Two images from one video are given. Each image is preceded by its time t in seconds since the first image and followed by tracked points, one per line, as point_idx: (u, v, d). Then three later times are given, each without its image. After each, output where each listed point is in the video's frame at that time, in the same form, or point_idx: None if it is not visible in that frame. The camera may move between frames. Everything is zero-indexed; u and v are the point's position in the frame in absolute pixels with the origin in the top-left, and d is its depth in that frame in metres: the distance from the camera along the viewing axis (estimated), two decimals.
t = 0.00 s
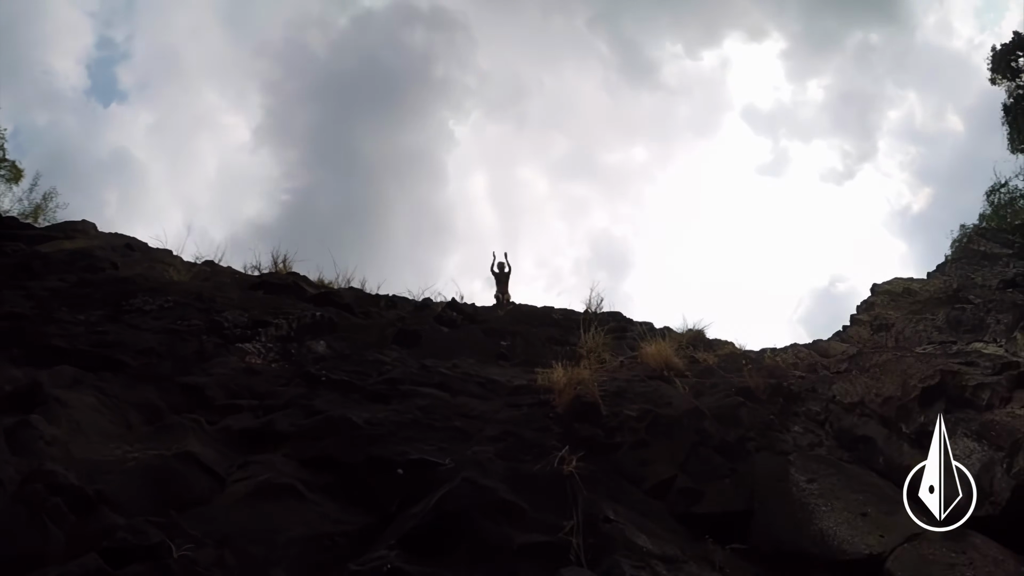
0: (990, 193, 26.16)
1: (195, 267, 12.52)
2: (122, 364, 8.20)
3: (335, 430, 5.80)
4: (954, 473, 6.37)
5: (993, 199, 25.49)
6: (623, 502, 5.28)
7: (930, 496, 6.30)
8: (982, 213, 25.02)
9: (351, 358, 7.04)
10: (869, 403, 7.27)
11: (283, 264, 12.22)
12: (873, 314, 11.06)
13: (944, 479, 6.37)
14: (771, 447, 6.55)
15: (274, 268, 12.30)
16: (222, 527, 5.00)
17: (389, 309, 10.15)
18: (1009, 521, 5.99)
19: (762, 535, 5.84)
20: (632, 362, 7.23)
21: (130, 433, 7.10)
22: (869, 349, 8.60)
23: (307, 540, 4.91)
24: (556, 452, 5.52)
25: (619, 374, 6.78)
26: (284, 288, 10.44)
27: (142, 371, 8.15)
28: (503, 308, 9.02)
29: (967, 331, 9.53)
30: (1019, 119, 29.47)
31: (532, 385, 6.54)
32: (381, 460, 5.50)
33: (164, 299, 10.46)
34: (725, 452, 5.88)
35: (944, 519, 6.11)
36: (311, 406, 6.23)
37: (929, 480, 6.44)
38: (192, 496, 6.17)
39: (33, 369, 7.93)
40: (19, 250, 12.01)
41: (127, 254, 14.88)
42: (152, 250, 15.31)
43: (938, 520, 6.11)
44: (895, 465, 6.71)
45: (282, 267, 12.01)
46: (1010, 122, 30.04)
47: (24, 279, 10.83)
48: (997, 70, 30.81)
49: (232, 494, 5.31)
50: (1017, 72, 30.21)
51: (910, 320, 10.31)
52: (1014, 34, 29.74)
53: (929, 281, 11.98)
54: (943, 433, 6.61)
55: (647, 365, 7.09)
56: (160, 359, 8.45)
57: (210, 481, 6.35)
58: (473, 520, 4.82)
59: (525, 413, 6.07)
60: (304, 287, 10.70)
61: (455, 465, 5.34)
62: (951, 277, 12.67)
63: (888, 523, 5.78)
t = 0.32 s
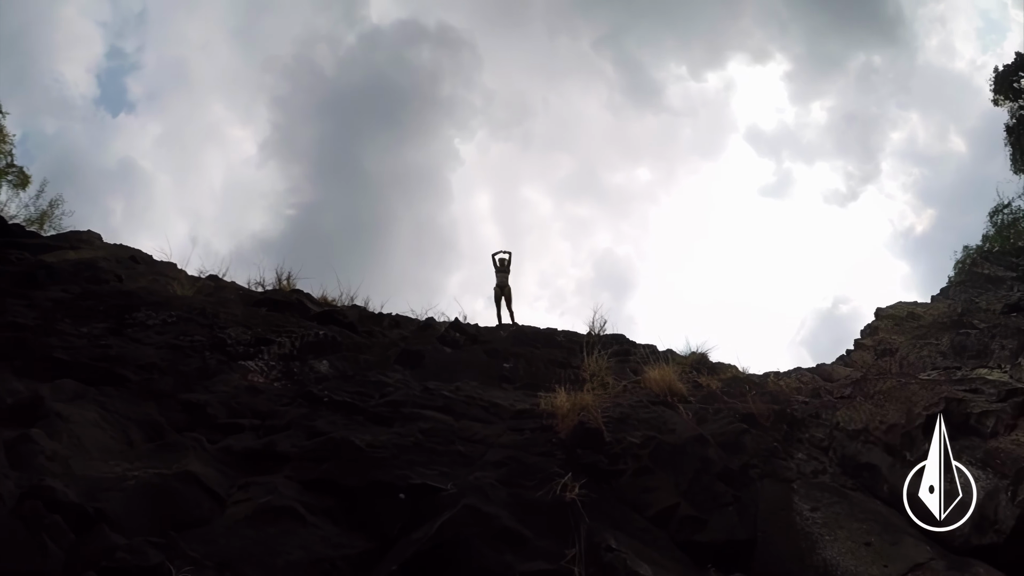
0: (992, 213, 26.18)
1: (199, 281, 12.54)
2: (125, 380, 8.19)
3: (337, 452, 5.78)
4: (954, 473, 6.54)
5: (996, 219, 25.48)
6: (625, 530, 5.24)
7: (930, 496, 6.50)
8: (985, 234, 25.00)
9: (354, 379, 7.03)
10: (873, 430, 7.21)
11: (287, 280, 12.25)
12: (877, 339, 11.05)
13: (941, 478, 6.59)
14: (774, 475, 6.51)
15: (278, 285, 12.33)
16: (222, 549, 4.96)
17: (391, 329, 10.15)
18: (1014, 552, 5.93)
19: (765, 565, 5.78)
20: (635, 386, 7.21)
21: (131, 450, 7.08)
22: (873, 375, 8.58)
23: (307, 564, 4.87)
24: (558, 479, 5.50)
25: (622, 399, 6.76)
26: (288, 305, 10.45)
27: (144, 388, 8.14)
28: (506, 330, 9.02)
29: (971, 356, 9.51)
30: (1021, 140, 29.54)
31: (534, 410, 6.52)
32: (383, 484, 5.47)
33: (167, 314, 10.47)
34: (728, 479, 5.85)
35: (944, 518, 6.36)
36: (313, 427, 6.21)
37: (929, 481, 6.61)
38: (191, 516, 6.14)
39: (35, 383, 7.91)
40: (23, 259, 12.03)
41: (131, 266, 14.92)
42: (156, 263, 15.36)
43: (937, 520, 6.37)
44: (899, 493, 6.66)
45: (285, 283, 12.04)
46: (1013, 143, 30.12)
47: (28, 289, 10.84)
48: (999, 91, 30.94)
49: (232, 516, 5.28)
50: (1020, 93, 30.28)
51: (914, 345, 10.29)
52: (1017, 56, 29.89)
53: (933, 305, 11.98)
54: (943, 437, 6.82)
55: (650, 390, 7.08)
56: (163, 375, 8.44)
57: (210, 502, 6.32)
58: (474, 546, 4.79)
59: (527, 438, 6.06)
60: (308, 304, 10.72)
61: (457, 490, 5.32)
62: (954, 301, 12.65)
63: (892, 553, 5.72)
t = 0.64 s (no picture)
0: (996, 223, 26.15)
1: (202, 292, 12.57)
2: (128, 393, 8.20)
3: (340, 469, 5.77)
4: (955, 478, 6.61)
5: (999, 229, 25.45)
6: (630, 548, 5.21)
7: (930, 495, 6.57)
8: (989, 244, 24.95)
9: (357, 393, 7.03)
10: (879, 446, 7.17)
11: (291, 292, 12.28)
12: (881, 353, 11.02)
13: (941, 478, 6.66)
14: (779, 492, 6.49)
15: (282, 296, 12.35)
16: (223, 565, 4.95)
17: (395, 343, 10.15)
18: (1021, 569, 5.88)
19: None
20: (639, 402, 7.19)
21: (133, 464, 7.07)
22: (877, 390, 8.55)
23: None
24: (562, 496, 5.48)
25: (626, 415, 6.75)
26: (291, 317, 10.46)
27: (148, 401, 8.14)
28: (510, 343, 9.02)
29: (976, 370, 9.47)
30: None
31: (538, 426, 6.51)
32: (387, 501, 5.45)
33: (171, 325, 10.49)
34: (733, 496, 5.81)
35: (944, 518, 6.41)
36: (316, 442, 6.20)
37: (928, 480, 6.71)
38: (193, 532, 6.13)
39: (39, 394, 7.92)
40: (28, 268, 12.06)
41: (135, 276, 14.96)
42: (160, 273, 15.40)
43: (937, 520, 6.41)
44: (904, 509, 6.61)
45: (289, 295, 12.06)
46: (1016, 152, 30.11)
47: (32, 298, 10.86)
48: (1001, 100, 30.97)
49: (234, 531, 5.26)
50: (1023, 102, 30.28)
51: (917, 359, 10.26)
52: (1019, 65, 29.94)
53: (937, 318, 11.95)
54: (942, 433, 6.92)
55: (654, 405, 7.06)
56: (166, 387, 8.45)
57: (212, 517, 6.31)
58: (477, 564, 4.76)
59: (531, 455, 6.04)
60: (311, 317, 10.73)
61: (461, 508, 5.30)
62: (959, 313, 12.62)
63: (898, 570, 5.67)
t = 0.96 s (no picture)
0: (998, 232, 26.12)
1: (205, 303, 12.59)
2: (131, 406, 8.19)
3: (343, 485, 5.74)
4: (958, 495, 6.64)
5: (1002, 238, 25.42)
6: (633, 566, 5.18)
7: (931, 496, 6.68)
8: (992, 254, 24.92)
9: (360, 408, 7.01)
10: (883, 461, 7.12)
11: (294, 304, 12.29)
12: (885, 367, 10.98)
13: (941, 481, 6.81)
14: (783, 508, 6.46)
15: (285, 308, 12.36)
16: None
17: (398, 356, 10.14)
18: None
19: None
20: (642, 417, 7.17)
21: (135, 478, 7.06)
22: (882, 405, 8.52)
23: None
24: (566, 513, 5.46)
25: (630, 431, 6.73)
26: (294, 330, 10.47)
27: (151, 414, 8.14)
28: (513, 357, 9.00)
29: (981, 383, 9.44)
30: None
31: (542, 442, 6.50)
32: (390, 518, 5.43)
33: (174, 337, 10.49)
34: (738, 513, 5.79)
35: (944, 517, 6.53)
36: (319, 458, 6.18)
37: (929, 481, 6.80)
38: (195, 549, 6.11)
39: (41, 406, 7.91)
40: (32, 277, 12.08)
41: (138, 286, 14.99)
42: (163, 284, 15.42)
43: (937, 520, 6.50)
44: (909, 524, 6.54)
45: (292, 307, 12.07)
46: (1017, 162, 30.13)
47: (35, 308, 10.87)
48: (1002, 110, 31.04)
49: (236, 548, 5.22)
50: None
51: (921, 373, 10.22)
52: (1020, 75, 30.03)
53: (941, 331, 11.92)
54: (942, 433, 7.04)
55: (658, 420, 7.04)
56: (169, 400, 8.44)
57: (214, 534, 6.29)
58: None
59: (535, 471, 6.03)
60: (314, 329, 10.73)
61: (465, 525, 5.28)
62: (963, 326, 12.57)
63: None
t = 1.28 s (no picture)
0: (1000, 244, 26.15)
1: (207, 315, 12.59)
2: (131, 420, 8.17)
3: (344, 503, 5.72)
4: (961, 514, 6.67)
5: (1004, 250, 25.42)
6: None
7: (930, 496, 6.84)
8: (993, 266, 24.93)
9: (361, 424, 6.99)
10: (886, 480, 7.10)
11: (296, 317, 12.29)
12: (887, 383, 10.97)
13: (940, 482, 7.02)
14: (786, 527, 6.42)
15: (286, 321, 12.35)
16: None
17: (399, 371, 10.13)
18: None
19: None
20: (644, 434, 7.15)
21: (135, 493, 7.04)
22: (884, 424, 8.51)
23: None
24: (567, 533, 5.44)
25: (631, 449, 6.71)
26: (295, 344, 10.46)
27: (151, 429, 8.12)
28: (515, 372, 8.99)
29: (984, 400, 9.42)
30: None
31: (543, 460, 6.48)
32: (391, 537, 5.40)
33: (175, 350, 10.49)
34: (740, 533, 5.76)
35: (944, 517, 6.65)
36: (320, 475, 6.16)
37: (928, 482, 6.99)
38: (193, 567, 6.08)
39: (41, 419, 7.89)
40: (33, 285, 12.08)
41: (140, 297, 15.00)
42: (165, 295, 15.44)
43: (938, 520, 6.62)
44: (912, 543, 6.45)
45: (294, 320, 12.07)
46: (1017, 174, 30.20)
47: (36, 318, 10.86)
48: (1002, 123, 31.13)
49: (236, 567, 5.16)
50: None
51: (924, 389, 10.20)
52: (1019, 88, 30.14)
53: (944, 346, 11.90)
54: (941, 436, 7.31)
55: (659, 438, 7.02)
56: (170, 414, 8.42)
57: (213, 551, 6.27)
58: None
59: (536, 490, 6.01)
60: (316, 343, 10.73)
61: (466, 545, 5.27)
62: (966, 341, 12.55)
63: None
